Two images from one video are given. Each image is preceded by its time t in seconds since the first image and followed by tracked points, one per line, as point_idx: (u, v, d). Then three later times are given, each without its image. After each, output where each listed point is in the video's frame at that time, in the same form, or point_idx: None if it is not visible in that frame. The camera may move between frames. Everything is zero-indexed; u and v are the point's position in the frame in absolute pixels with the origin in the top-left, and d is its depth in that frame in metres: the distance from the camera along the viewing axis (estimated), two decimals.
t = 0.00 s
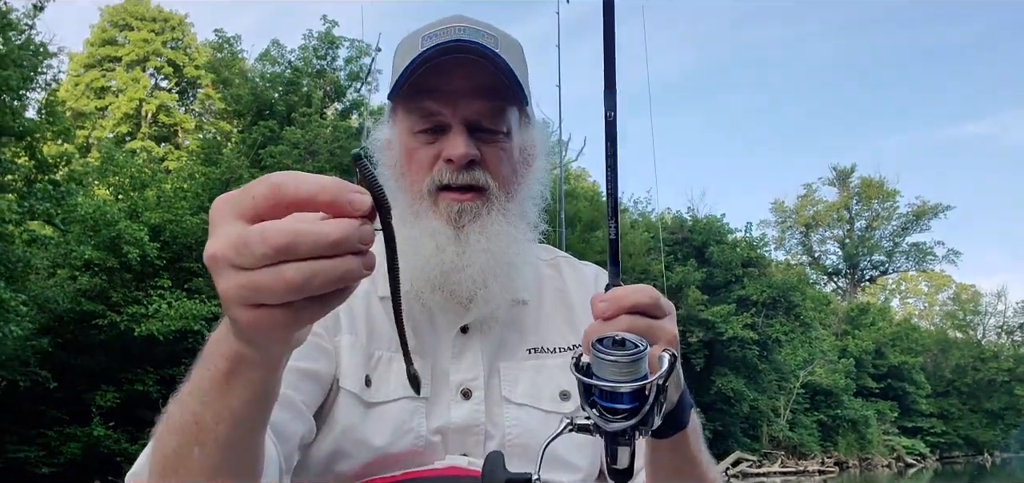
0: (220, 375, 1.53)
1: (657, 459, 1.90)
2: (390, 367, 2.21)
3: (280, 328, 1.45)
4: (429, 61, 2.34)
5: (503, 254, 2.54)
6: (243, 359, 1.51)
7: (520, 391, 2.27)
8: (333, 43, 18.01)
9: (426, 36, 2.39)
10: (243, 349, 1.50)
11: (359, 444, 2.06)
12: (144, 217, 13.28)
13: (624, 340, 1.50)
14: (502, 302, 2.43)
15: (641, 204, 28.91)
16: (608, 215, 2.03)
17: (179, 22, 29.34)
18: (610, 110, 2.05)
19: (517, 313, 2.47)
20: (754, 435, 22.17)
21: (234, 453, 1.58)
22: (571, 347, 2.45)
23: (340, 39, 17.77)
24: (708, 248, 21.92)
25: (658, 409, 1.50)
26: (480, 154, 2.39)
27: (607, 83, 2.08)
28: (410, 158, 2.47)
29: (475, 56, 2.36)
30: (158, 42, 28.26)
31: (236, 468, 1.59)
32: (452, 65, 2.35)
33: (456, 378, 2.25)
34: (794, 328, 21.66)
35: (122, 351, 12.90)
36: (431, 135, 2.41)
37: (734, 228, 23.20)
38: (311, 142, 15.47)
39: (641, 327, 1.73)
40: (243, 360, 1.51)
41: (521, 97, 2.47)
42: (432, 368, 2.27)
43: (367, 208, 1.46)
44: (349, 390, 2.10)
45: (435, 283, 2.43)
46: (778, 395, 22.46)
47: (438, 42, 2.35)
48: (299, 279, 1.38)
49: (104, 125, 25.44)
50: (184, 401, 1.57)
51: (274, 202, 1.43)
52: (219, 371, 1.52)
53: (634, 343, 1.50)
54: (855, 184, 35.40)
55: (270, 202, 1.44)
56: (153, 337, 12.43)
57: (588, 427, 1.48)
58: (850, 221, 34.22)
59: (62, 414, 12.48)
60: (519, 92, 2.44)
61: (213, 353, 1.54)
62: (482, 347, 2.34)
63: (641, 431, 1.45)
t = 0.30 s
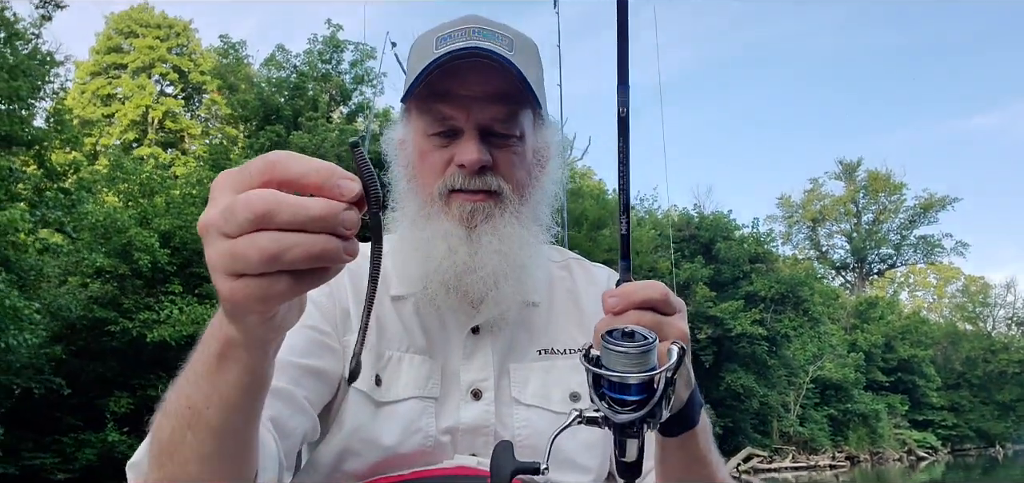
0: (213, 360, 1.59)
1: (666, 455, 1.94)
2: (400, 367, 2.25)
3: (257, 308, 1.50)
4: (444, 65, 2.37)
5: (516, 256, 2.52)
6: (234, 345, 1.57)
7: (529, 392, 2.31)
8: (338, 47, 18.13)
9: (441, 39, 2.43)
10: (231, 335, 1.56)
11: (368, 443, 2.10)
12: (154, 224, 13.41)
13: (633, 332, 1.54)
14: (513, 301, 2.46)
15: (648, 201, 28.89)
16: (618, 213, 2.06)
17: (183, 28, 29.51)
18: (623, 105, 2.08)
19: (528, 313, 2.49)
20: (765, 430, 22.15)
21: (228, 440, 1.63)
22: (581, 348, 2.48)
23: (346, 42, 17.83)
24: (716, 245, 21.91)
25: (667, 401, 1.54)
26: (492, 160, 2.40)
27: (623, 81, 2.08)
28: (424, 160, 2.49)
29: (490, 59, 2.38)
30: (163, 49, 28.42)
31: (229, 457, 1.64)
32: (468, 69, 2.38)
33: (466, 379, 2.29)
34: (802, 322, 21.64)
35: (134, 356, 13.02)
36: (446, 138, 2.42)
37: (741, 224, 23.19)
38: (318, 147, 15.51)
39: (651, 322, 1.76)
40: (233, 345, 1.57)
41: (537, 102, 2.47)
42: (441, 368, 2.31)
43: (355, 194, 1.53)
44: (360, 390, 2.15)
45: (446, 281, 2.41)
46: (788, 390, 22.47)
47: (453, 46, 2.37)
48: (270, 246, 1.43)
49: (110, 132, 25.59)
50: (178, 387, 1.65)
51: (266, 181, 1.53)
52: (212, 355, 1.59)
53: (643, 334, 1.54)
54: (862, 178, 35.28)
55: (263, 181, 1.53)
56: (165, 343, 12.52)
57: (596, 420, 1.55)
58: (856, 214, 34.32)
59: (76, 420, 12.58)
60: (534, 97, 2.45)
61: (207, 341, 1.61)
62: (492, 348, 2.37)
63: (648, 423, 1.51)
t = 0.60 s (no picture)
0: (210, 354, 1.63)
1: (670, 459, 1.97)
2: (405, 366, 2.28)
3: (251, 297, 1.50)
4: (451, 59, 2.43)
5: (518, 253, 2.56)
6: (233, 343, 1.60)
7: (534, 393, 2.34)
8: (344, 48, 18.23)
9: (451, 36, 2.50)
10: (230, 332, 1.59)
11: (371, 442, 2.12)
12: (163, 226, 13.49)
13: (638, 339, 1.58)
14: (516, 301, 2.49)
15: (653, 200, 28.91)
16: (625, 215, 2.07)
17: (189, 30, 29.67)
18: (628, 109, 2.14)
19: (532, 314, 2.52)
20: (772, 429, 22.16)
21: (224, 437, 1.66)
22: (585, 350, 2.51)
23: (352, 43, 17.91)
24: (722, 243, 21.94)
25: (669, 407, 1.58)
26: (495, 156, 2.46)
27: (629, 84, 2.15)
28: (429, 156, 2.55)
29: (497, 56, 2.44)
30: (169, 51, 28.57)
31: (226, 454, 1.67)
32: (476, 65, 2.45)
33: (471, 379, 2.32)
34: (809, 320, 21.64)
35: (144, 357, 13.11)
36: (451, 134, 2.48)
37: (748, 223, 23.19)
38: (326, 148, 15.71)
39: (655, 327, 1.81)
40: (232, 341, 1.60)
41: (542, 102, 2.53)
42: (445, 366, 2.33)
43: (351, 188, 1.51)
44: (364, 388, 2.17)
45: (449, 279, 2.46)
46: (795, 389, 22.49)
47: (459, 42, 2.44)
48: (268, 234, 1.43)
49: (118, 134, 25.73)
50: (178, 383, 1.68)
51: (265, 173, 1.54)
52: (212, 352, 1.62)
53: (647, 341, 1.58)
54: (868, 175, 35.17)
55: (263, 171, 1.54)
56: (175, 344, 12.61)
57: (600, 425, 1.56)
58: (862, 212, 34.23)
59: (87, 421, 12.69)
60: (538, 96, 2.51)
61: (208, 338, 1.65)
62: (496, 348, 2.40)
63: (650, 428, 1.54)
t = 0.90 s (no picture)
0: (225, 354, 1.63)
1: (672, 455, 2.01)
2: (411, 365, 2.28)
3: (271, 303, 1.50)
4: (459, 55, 2.45)
5: (523, 248, 2.60)
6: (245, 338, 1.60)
7: (538, 394, 2.32)
8: (350, 50, 18.34)
9: (461, 32, 2.53)
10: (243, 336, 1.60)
11: (374, 442, 2.11)
12: (172, 228, 13.56)
13: (634, 335, 1.54)
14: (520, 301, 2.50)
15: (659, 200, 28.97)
16: (624, 212, 2.13)
17: (194, 32, 29.81)
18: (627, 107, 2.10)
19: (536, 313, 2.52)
20: (778, 427, 22.17)
21: (234, 441, 1.67)
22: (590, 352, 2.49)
23: (358, 45, 18.01)
24: (727, 242, 21.98)
25: (668, 404, 1.54)
26: (503, 151, 2.49)
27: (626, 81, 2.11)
28: (436, 152, 2.58)
29: (504, 52, 2.47)
30: (175, 53, 28.69)
31: (236, 456, 1.68)
32: (484, 61, 2.47)
33: (476, 379, 2.30)
34: (815, 319, 21.64)
35: (153, 359, 13.19)
36: (457, 131, 2.51)
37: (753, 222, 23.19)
38: (333, 149, 15.87)
39: (655, 324, 1.82)
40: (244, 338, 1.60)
41: (550, 98, 2.57)
42: (449, 368, 2.32)
43: (366, 193, 1.51)
44: (369, 389, 2.17)
45: (454, 277, 2.49)
46: (801, 387, 22.50)
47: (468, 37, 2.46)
48: (288, 241, 1.44)
49: (124, 136, 25.86)
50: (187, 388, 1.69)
51: (280, 181, 1.55)
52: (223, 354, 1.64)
53: (644, 337, 1.54)
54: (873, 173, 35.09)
55: (277, 180, 1.55)
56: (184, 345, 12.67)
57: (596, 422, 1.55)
58: (868, 210, 34.14)
59: (97, 422, 12.78)
60: (546, 92, 2.55)
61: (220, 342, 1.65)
62: (501, 347, 2.38)
63: (648, 426, 1.50)
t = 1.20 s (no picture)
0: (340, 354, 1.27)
1: (686, 434, 1.80)
2: (410, 362, 1.95)
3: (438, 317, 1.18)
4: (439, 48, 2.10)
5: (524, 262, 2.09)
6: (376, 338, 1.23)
7: (540, 393, 2.03)
8: (354, 53, 18.40)
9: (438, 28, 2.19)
10: (374, 342, 1.24)
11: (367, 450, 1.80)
12: (179, 232, 13.66)
13: (648, 298, 1.41)
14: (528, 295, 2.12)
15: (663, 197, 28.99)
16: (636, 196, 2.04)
17: (198, 37, 29.93)
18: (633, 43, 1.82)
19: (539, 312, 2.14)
20: (785, 424, 22.17)
21: (324, 451, 1.37)
22: (594, 346, 2.17)
23: (361, 48, 18.08)
24: (732, 240, 22.00)
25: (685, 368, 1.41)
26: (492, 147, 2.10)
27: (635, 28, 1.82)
28: (424, 156, 2.19)
29: (484, 43, 2.11)
30: (179, 58, 28.81)
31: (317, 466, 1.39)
32: (464, 52, 2.10)
33: (474, 377, 1.98)
34: (822, 315, 21.62)
35: (162, 363, 13.27)
36: (443, 128, 2.12)
37: (758, 219, 23.17)
38: (338, 151, 15.99)
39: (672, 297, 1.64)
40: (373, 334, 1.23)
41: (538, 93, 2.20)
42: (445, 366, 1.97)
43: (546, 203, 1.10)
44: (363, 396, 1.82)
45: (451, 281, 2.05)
46: (808, 384, 22.48)
47: (440, 31, 2.11)
48: (468, 261, 1.08)
49: (130, 142, 25.97)
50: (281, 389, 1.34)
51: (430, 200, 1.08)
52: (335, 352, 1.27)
53: (658, 300, 1.41)
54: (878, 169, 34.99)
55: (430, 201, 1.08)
56: (193, 348, 12.77)
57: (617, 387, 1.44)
58: (873, 206, 34.03)
59: (108, 426, 12.85)
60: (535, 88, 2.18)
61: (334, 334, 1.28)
62: (501, 346, 2.04)
63: (665, 390, 1.38)
